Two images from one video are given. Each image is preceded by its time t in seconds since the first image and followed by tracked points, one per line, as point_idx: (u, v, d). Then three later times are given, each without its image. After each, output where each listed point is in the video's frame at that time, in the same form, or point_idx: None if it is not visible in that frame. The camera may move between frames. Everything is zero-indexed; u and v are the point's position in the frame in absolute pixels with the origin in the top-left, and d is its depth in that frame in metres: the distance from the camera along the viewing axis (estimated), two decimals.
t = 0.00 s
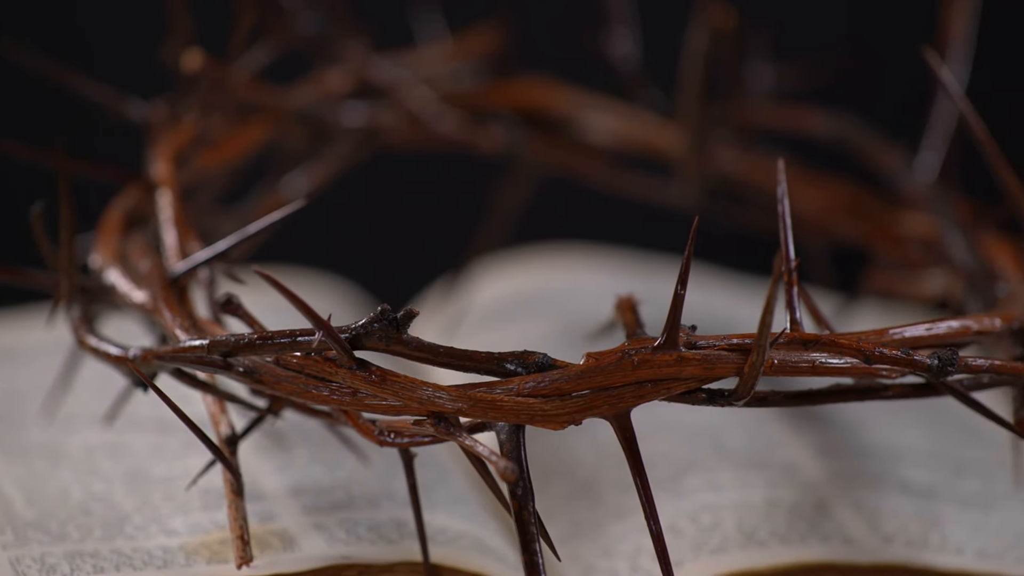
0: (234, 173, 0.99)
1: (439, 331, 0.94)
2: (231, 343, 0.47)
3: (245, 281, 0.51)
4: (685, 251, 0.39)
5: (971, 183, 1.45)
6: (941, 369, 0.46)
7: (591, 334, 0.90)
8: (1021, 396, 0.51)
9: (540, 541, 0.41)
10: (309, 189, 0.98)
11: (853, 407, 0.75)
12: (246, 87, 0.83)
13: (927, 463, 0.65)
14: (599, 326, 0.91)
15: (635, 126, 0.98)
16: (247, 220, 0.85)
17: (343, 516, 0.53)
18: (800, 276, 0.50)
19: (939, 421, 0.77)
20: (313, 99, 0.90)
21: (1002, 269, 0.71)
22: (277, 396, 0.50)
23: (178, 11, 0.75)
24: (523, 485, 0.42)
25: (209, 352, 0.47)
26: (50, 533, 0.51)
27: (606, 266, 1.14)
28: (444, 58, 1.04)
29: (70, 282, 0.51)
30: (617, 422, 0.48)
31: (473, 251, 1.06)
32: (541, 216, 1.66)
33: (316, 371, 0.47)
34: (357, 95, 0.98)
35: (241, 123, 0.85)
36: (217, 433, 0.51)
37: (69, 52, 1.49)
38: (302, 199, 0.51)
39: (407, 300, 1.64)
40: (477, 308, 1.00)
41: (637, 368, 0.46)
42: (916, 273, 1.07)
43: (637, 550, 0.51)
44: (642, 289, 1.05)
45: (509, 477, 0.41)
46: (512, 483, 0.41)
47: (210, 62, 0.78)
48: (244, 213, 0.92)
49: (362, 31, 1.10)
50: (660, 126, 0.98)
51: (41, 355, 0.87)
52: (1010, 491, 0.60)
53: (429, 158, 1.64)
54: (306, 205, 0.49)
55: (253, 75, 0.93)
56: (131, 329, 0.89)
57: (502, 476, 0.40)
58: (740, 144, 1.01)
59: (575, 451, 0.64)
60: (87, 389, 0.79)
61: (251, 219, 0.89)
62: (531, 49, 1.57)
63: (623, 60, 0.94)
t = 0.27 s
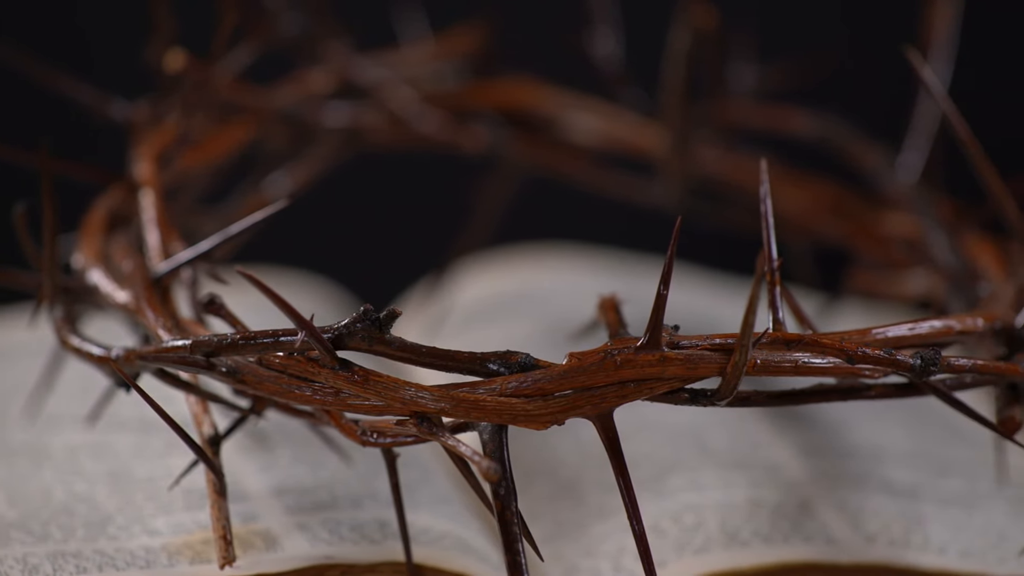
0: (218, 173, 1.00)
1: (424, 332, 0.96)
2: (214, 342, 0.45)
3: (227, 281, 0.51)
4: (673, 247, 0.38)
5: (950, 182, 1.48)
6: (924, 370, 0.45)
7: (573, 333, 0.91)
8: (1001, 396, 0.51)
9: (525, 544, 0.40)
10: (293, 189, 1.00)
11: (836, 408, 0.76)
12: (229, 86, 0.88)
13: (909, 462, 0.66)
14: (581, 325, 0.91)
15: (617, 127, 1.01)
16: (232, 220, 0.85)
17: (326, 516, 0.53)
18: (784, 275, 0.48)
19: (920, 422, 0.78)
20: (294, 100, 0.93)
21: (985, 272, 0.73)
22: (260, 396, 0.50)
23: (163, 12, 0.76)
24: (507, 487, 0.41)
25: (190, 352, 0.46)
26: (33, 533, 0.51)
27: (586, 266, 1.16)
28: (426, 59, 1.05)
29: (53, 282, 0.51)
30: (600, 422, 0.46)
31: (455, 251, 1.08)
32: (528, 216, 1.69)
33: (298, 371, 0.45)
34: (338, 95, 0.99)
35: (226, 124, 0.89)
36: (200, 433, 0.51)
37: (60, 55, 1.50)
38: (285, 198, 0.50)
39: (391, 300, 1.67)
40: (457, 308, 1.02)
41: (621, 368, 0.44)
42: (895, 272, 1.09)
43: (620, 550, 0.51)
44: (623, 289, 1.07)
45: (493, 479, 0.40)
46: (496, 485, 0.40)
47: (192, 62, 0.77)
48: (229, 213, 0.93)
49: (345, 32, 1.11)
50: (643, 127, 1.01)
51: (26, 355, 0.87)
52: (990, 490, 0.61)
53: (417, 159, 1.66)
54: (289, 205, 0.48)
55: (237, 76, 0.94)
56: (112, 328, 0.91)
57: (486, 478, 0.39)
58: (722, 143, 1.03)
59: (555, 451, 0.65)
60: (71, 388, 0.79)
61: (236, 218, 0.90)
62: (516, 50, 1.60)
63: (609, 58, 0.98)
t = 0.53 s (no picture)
0: (202, 172, 1.00)
1: (409, 332, 0.97)
2: (198, 342, 0.45)
3: (211, 282, 0.51)
4: (655, 247, 0.38)
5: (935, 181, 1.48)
6: (909, 368, 0.44)
7: (557, 332, 0.91)
8: (984, 396, 0.51)
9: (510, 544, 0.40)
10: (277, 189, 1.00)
11: (822, 408, 0.77)
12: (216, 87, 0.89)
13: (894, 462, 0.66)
14: (564, 325, 0.91)
15: (602, 126, 1.03)
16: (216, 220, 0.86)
17: (310, 516, 0.53)
18: (767, 275, 0.48)
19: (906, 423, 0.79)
20: (281, 99, 0.91)
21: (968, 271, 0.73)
22: (245, 397, 0.50)
23: (147, 11, 0.76)
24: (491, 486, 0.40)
25: (174, 352, 0.46)
26: (17, 534, 0.51)
27: (569, 267, 1.16)
28: (409, 59, 1.06)
29: (36, 283, 0.51)
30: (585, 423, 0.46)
31: (439, 252, 1.09)
32: (514, 215, 1.69)
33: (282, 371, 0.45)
34: (323, 94, 1.00)
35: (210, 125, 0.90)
36: (184, 433, 0.51)
37: (46, 55, 1.50)
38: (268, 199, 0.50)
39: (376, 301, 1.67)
40: (440, 308, 1.03)
41: (605, 367, 0.44)
42: (878, 271, 1.10)
43: (604, 550, 0.51)
44: (607, 289, 1.08)
45: (477, 478, 0.39)
46: (479, 484, 0.40)
47: (176, 62, 0.77)
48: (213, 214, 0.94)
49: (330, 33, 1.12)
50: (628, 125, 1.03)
51: (11, 355, 0.87)
52: (975, 491, 0.61)
53: (403, 159, 1.66)
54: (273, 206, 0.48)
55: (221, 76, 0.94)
56: (94, 328, 0.90)
57: (471, 476, 0.38)
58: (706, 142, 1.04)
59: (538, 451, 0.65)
60: (56, 388, 0.79)
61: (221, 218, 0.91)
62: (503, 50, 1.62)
63: (594, 59, 0.99)
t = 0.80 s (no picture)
0: (186, 172, 1.00)
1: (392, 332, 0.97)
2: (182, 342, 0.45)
3: (194, 282, 0.51)
4: (639, 245, 0.37)
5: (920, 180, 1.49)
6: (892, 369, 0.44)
7: (540, 332, 0.91)
8: (968, 396, 0.51)
9: (494, 544, 0.39)
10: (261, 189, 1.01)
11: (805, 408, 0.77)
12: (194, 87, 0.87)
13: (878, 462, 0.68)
14: (547, 325, 0.92)
15: (586, 127, 1.04)
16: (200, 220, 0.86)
17: (293, 516, 0.53)
18: (751, 275, 0.47)
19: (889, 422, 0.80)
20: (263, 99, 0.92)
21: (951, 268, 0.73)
22: (228, 397, 0.50)
23: (130, 11, 0.76)
24: (474, 486, 0.40)
25: (158, 352, 0.45)
26: None
27: (552, 267, 1.17)
28: (393, 60, 1.06)
29: (20, 283, 0.51)
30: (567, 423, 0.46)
31: (423, 252, 1.09)
32: (497, 214, 1.69)
33: (266, 371, 0.44)
34: (305, 94, 1.01)
35: (192, 125, 0.89)
36: (168, 434, 0.50)
37: (32, 54, 1.49)
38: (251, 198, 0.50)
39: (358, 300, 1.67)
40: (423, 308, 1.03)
41: (589, 368, 0.44)
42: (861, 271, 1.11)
43: (587, 550, 0.52)
44: (591, 289, 1.08)
45: (461, 478, 0.39)
46: (463, 485, 0.39)
47: (160, 63, 0.77)
48: (196, 215, 0.94)
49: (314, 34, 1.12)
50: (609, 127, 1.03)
51: None
52: (958, 490, 0.63)
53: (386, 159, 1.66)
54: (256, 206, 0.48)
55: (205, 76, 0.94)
56: (79, 330, 0.88)
57: (454, 477, 0.38)
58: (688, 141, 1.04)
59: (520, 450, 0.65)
60: (39, 388, 0.79)
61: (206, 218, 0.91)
62: (486, 49, 1.61)
63: (579, 60, 0.99)
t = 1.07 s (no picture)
0: (170, 172, 1.00)
1: (375, 332, 0.97)
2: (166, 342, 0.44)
3: (178, 282, 0.51)
4: (625, 243, 0.37)
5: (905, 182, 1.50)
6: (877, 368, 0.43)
7: (525, 332, 0.91)
8: (952, 396, 0.51)
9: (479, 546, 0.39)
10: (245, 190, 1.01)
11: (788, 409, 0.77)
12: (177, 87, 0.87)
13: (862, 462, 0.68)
14: (532, 325, 0.92)
15: (571, 128, 1.04)
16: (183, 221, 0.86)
17: (276, 516, 0.53)
18: (736, 274, 0.47)
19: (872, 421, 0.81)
20: (247, 98, 0.93)
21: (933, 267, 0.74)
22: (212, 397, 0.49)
23: (114, 12, 0.76)
24: (458, 486, 0.40)
25: (142, 352, 0.45)
26: None
27: (536, 267, 1.17)
28: (376, 61, 1.06)
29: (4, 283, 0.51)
30: (551, 423, 0.45)
31: (408, 251, 1.10)
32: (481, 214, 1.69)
33: (251, 372, 0.44)
34: (288, 95, 0.99)
35: (175, 125, 0.90)
36: (152, 434, 0.50)
37: (21, 55, 1.49)
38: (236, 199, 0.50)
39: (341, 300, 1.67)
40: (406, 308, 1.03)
41: (573, 367, 0.43)
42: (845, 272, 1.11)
43: (571, 550, 0.52)
44: (576, 290, 1.09)
45: (446, 479, 0.38)
46: (448, 486, 0.39)
47: (144, 63, 0.77)
48: (179, 215, 0.94)
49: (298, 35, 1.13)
50: (592, 127, 1.04)
51: None
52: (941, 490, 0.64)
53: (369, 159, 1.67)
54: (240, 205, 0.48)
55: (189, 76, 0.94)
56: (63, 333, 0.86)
57: (439, 477, 0.38)
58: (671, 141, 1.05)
59: (503, 451, 0.65)
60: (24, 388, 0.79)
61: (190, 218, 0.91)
62: (474, 50, 1.62)
63: (563, 60, 1.00)
